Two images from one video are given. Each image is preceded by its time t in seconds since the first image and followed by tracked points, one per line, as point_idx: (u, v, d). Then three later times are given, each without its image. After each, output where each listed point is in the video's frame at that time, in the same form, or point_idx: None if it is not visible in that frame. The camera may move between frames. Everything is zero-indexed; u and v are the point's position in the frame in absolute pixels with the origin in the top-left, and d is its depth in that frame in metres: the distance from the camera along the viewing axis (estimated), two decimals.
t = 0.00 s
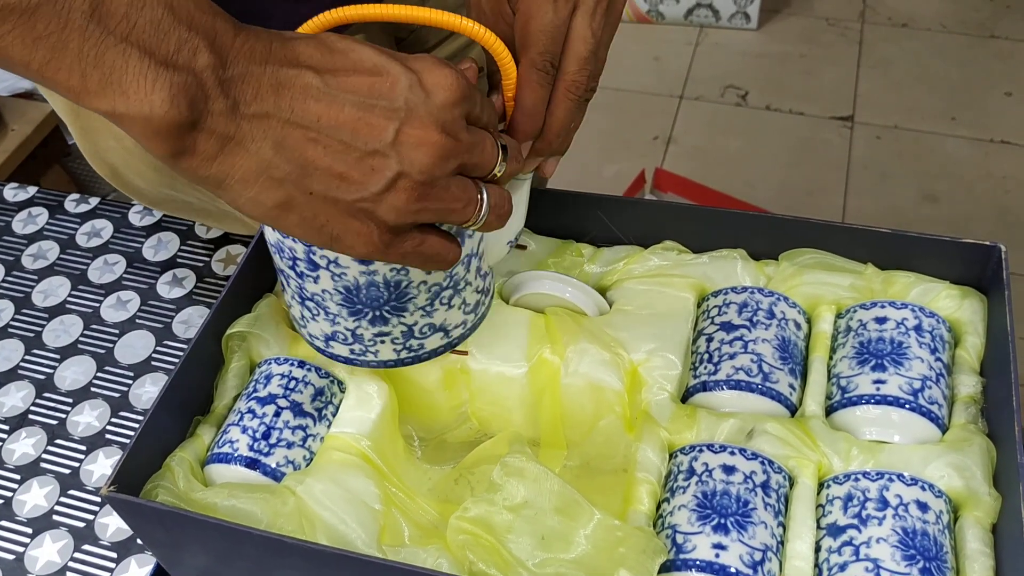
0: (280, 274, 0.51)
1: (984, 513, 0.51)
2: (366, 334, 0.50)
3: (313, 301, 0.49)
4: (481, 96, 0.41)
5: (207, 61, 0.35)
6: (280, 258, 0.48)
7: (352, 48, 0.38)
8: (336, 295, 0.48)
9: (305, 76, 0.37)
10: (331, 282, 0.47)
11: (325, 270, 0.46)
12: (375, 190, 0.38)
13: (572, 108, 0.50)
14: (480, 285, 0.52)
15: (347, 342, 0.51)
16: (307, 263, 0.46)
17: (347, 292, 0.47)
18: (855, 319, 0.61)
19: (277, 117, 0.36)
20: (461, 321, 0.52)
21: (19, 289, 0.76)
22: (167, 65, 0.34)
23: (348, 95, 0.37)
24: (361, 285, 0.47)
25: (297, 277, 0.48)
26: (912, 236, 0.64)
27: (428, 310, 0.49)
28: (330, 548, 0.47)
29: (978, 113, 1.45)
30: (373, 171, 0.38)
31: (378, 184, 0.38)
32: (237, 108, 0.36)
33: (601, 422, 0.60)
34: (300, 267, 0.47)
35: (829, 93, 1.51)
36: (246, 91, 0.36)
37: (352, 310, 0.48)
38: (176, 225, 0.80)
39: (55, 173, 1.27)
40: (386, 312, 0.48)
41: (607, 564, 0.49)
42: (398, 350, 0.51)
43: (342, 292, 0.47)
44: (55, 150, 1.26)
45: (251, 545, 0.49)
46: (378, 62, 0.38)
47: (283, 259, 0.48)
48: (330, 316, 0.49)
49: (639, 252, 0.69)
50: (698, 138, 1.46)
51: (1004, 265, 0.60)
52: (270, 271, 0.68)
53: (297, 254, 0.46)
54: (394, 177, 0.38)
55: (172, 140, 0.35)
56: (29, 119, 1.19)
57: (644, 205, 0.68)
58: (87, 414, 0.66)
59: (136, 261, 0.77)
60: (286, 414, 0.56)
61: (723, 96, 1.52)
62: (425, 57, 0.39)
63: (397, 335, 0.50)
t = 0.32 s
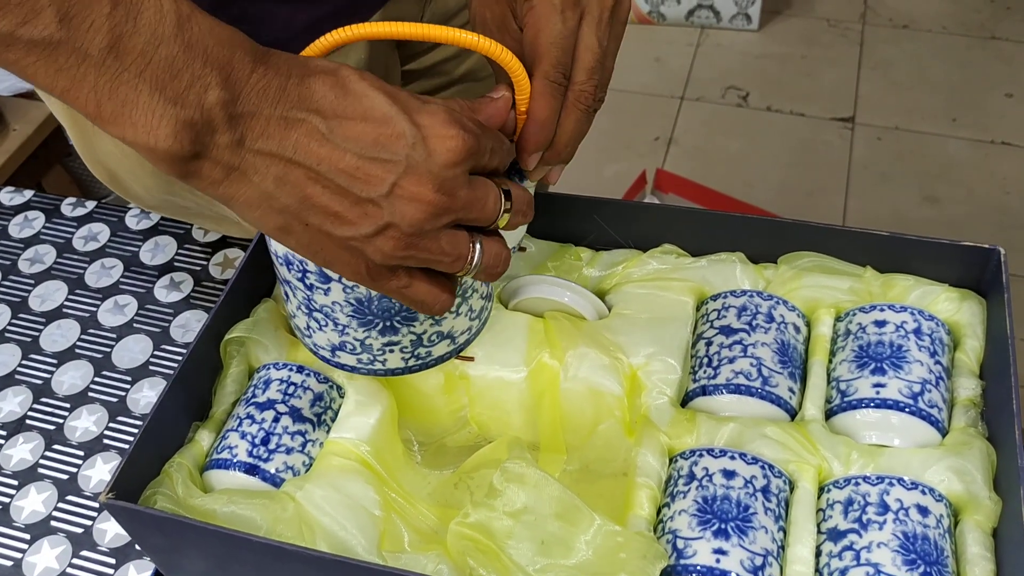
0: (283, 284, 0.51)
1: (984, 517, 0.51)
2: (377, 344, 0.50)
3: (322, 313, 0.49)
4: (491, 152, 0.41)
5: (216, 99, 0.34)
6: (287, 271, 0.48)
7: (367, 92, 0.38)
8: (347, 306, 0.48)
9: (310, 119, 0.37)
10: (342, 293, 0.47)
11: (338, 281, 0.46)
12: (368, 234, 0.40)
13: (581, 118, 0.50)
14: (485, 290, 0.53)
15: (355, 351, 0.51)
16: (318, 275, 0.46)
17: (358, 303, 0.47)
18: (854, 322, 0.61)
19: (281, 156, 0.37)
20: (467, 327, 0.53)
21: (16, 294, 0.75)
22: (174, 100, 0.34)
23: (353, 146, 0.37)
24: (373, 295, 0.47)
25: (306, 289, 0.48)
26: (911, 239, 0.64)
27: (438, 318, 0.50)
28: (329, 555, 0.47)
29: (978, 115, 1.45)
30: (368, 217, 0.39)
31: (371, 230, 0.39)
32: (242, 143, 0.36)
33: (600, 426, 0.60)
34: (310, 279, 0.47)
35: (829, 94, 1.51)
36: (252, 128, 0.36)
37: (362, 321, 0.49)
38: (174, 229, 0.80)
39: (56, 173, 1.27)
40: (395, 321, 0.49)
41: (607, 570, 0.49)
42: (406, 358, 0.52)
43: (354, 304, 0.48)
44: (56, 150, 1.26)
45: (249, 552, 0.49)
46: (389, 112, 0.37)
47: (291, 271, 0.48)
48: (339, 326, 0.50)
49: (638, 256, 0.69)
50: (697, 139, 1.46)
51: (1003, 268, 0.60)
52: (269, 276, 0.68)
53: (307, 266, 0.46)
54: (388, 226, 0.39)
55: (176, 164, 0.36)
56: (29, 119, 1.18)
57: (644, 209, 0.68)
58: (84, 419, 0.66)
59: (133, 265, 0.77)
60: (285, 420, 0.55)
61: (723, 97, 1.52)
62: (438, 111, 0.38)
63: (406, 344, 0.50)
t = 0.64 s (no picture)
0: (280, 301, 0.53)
1: (982, 510, 0.51)
2: (377, 353, 0.53)
3: (321, 326, 0.52)
4: (394, 29, 0.42)
5: None
6: (284, 289, 0.50)
7: None
8: (345, 320, 0.50)
9: None
10: (339, 308, 0.49)
11: (333, 297, 0.48)
12: (236, 39, 0.40)
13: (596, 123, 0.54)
14: (479, 293, 0.55)
15: (358, 361, 0.54)
16: (315, 292, 0.49)
17: (356, 316, 0.50)
18: (853, 319, 0.61)
19: None
20: (465, 330, 0.56)
21: (17, 293, 0.76)
22: None
23: None
24: (370, 309, 0.49)
25: (305, 306, 0.51)
26: (909, 237, 0.64)
27: (436, 325, 0.53)
28: (332, 549, 0.47)
29: (977, 115, 1.46)
30: (241, 23, 0.39)
31: (240, 36, 0.40)
32: None
33: (601, 423, 0.60)
34: (307, 296, 0.49)
35: (828, 95, 1.52)
36: None
37: (362, 332, 0.51)
38: (175, 228, 0.80)
39: (57, 173, 1.27)
40: (393, 331, 0.51)
41: (608, 564, 0.49)
42: (407, 364, 0.54)
43: (351, 318, 0.50)
44: (56, 151, 1.26)
45: (253, 547, 0.49)
46: None
47: (288, 289, 0.50)
48: (339, 338, 0.52)
49: (638, 254, 0.69)
50: (697, 139, 1.46)
51: (1001, 264, 0.61)
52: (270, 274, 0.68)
53: (304, 285, 0.48)
54: (257, 40, 0.40)
55: None
56: (30, 119, 1.19)
57: (643, 207, 0.69)
58: (86, 418, 0.66)
59: (134, 264, 0.77)
60: (287, 416, 0.56)
61: (722, 98, 1.53)
62: None
63: (407, 351, 0.53)
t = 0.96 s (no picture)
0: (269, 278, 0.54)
1: (978, 506, 0.52)
2: (358, 337, 0.54)
3: (303, 305, 0.52)
4: None
5: None
6: (269, 264, 0.51)
7: None
8: (326, 299, 0.51)
9: None
10: (320, 286, 0.50)
11: (314, 275, 0.49)
12: None
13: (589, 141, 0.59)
14: (467, 288, 0.56)
15: (338, 344, 0.55)
16: (296, 268, 0.49)
17: (336, 296, 0.50)
18: (850, 317, 0.61)
19: None
20: (450, 324, 0.56)
21: (19, 292, 0.76)
22: None
23: None
24: (350, 289, 0.50)
25: (287, 282, 0.51)
26: (907, 235, 0.65)
27: (418, 313, 0.53)
28: (332, 545, 0.47)
29: (975, 115, 1.46)
30: None
31: None
32: None
33: (599, 419, 0.61)
34: (289, 271, 0.50)
35: (827, 95, 1.52)
36: None
37: (343, 314, 0.52)
38: (175, 228, 0.80)
39: (57, 174, 1.27)
40: (374, 314, 0.52)
41: (606, 559, 0.50)
42: (387, 351, 0.55)
43: (331, 297, 0.51)
44: (57, 151, 1.26)
45: (254, 543, 0.49)
46: None
47: (272, 264, 0.51)
48: (321, 319, 0.53)
49: (636, 252, 0.69)
50: (696, 139, 1.47)
51: (996, 263, 0.61)
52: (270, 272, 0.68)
53: (287, 260, 0.49)
54: None
55: None
56: (30, 119, 1.19)
57: (641, 205, 0.69)
58: (87, 416, 0.67)
59: (134, 263, 0.78)
60: (287, 414, 0.56)
61: (722, 98, 1.53)
62: None
63: (386, 337, 0.54)
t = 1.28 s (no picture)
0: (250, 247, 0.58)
1: (983, 518, 0.52)
2: (307, 317, 0.56)
3: (264, 274, 0.55)
4: (340, 21, 0.43)
5: None
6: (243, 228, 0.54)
7: None
8: (282, 271, 0.53)
9: None
10: (277, 256, 0.52)
11: (272, 243, 0.52)
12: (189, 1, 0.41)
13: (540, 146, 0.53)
14: (428, 295, 0.57)
15: (289, 321, 0.57)
16: (259, 233, 0.52)
17: (290, 269, 0.53)
18: (854, 327, 0.61)
19: None
20: (402, 328, 0.57)
21: (23, 298, 0.76)
22: None
23: None
24: (303, 265, 0.52)
25: (253, 247, 0.54)
26: (912, 246, 0.65)
27: (369, 306, 0.55)
28: (335, 553, 0.47)
29: (979, 125, 1.46)
30: None
31: None
32: None
33: (603, 428, 0.61)
34: (254, 237, 0.53)
35: (831, 104, 1.52)
36: None
37: (296, 290, 0.54)
38: (180, 235, 0.81)
39: (63, 180, 1.28)
40: (324, 297, 0.54)
41: (609, 569, 0.50)
42: (334, 339, 0.57)
43: (286, 269, 0.53)
44: (62, 158, 1.27)
45: (256, 551, 0.49)
46: None
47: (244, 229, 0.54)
48: (277, 292, 0.55)
49: (640, 261, 0.69)
50: (700, 148, 1.47)
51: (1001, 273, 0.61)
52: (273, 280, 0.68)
53: (253, 223, 0.52)
54: (202, 6, 0.41)
55: None
56: (37, 125, 1.20)
57: (645, 214, 0.69)
58: (90, 423, 0.67)
59: (139, 270, 0.78)
60: (290, 421, 0.56)
61: (726, 107, 1.54)
62: None
63: (334, 324, 0.56)
